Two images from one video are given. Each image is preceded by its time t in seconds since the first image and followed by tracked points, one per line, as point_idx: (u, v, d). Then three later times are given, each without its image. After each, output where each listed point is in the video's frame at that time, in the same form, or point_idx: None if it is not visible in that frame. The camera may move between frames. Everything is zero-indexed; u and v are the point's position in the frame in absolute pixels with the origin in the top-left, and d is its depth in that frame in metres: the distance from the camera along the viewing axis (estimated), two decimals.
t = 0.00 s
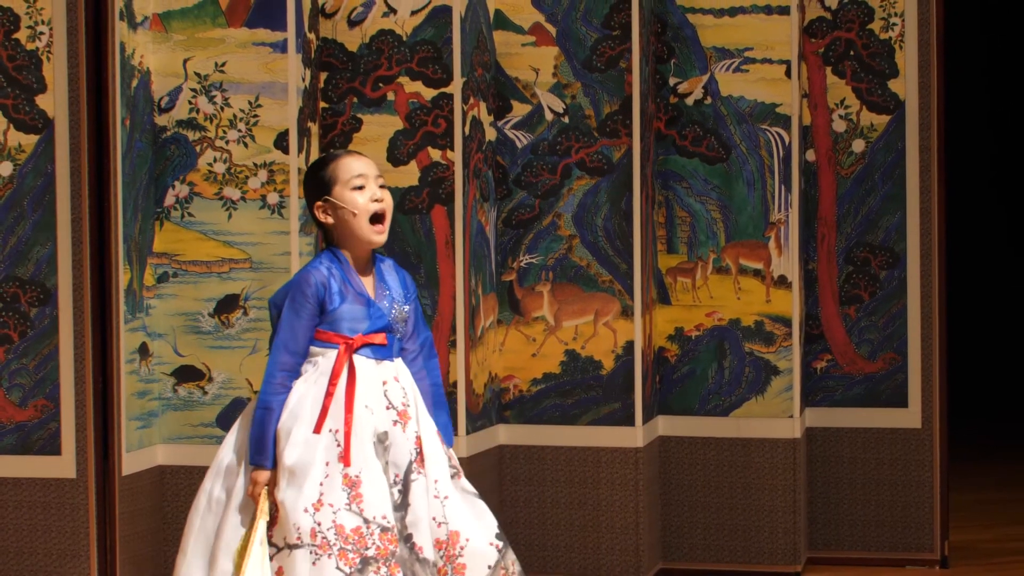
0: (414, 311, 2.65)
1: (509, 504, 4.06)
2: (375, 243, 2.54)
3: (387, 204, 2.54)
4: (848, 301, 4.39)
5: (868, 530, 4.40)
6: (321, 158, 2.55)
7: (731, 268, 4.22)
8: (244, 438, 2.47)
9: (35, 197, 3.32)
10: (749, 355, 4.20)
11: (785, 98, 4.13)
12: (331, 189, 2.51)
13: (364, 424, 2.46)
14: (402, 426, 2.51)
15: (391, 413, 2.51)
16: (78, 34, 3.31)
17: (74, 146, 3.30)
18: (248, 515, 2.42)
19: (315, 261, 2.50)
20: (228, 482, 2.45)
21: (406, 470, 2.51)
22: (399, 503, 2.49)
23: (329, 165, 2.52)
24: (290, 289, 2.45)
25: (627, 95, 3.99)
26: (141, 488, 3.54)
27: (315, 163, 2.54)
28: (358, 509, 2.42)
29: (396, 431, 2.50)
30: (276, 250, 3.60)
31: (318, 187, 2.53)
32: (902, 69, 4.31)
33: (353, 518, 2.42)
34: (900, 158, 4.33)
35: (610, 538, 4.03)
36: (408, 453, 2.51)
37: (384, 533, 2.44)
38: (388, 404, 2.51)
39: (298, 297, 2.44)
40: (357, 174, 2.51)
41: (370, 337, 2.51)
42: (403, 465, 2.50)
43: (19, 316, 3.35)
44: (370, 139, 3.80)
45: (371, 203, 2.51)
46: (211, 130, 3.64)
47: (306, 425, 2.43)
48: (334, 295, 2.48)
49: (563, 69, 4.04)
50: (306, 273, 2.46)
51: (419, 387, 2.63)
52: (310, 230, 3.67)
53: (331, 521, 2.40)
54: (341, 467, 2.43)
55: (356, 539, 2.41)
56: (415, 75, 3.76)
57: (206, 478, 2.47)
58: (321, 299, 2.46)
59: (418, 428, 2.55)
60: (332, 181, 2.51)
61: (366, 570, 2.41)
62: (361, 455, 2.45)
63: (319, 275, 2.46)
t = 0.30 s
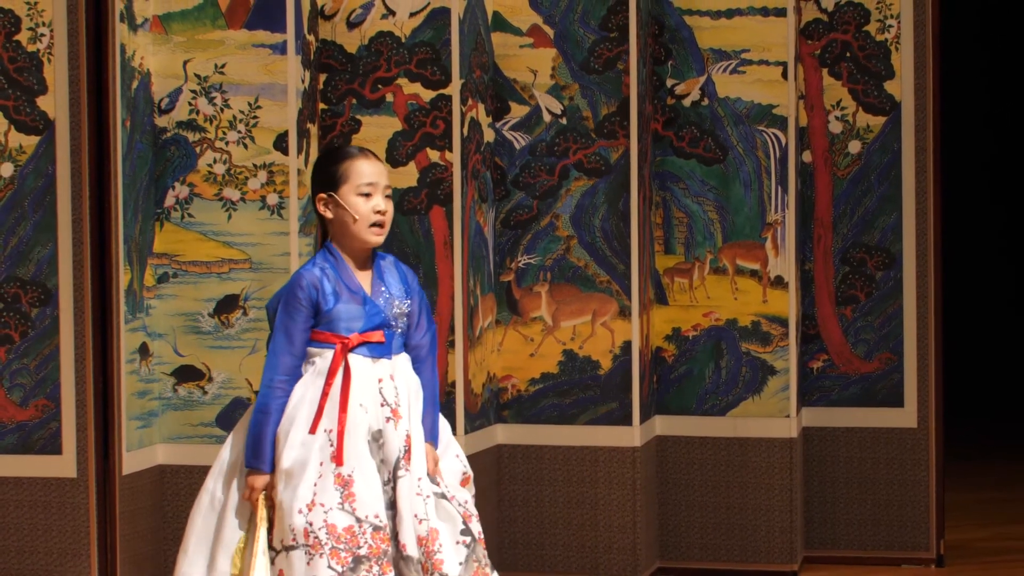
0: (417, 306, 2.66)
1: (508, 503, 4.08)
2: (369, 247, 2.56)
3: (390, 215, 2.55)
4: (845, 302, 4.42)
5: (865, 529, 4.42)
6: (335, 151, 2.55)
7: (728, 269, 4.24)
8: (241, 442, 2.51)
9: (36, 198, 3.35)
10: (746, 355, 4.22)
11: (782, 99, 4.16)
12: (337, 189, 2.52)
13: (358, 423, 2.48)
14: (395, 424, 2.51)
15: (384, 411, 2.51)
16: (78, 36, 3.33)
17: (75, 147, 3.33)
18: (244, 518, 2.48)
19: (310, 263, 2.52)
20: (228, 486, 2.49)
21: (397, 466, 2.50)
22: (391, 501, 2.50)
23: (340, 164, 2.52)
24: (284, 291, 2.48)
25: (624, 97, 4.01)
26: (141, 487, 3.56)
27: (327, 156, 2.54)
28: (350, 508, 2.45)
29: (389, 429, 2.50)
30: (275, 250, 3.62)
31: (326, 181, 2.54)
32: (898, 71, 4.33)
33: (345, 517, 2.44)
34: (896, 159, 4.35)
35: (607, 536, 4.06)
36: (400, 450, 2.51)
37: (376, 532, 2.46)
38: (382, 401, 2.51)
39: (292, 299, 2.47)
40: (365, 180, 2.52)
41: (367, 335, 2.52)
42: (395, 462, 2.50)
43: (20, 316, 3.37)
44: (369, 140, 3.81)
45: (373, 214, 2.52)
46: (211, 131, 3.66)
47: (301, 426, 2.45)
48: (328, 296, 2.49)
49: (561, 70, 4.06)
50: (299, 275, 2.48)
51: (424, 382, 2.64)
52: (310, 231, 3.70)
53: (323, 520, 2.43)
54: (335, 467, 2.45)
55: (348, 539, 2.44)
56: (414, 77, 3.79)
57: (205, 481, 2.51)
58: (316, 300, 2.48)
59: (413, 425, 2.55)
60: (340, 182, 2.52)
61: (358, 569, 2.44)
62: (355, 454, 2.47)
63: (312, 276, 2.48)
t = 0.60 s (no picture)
0: (425, 299, 2.68)
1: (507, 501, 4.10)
2: (373, 246, 2.57)
3: (390, 211, 2.56)
4: (841, 301, 4.44)
5: (861, 527, 4.44)
6: (335, 151, 2.57)
7: (725, 269, 4.27)
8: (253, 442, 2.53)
9: (37, 198, 3.37)
10: (743, 354, 4.25)
11: (779, 100, 4.19)
12: (336, 188, 2.54)
13: (365, 419, 2.49)
14: (402, 419, 2.53)
15: (391, 406, 2.52)
16: (79, 37, 3.35)
17: (75, 147, 3.35)
18: (257, 516, 2.51)
19: (313, 262, 2.55)
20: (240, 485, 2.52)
21: (405, 463, 2.52)
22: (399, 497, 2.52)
23: (338, 163, 2.54)
24: (288, 290, 2.50)
25: (622, 97, 4.03)
26: (141, 485, 3.57)
27: (327, 157, 2.57)
28: (359, 504, 2.46)
29: (396, 425, 2.52)
30: (275, 250, 3.65)
31: (326, 182, 2.56)
32: (894, 71, 4.36)
33: (354, 513, 2.46)
34: (892, 159, 4.38)
35: (605, 534, 4.08)
36: (408, 446, 2.52)
37: (385, 528, 2.48)
38: (389, 397, 2.53)
39: (296, 296, 2.49)
40: (364, 177, 2.54)
41: (371, 332, 2.54)
42: (403, 459, 2.52)
43: (21, 315, 3.39)
44: (369, 140, 3.83)
45: (371, 210, 2.53)
46: (211, 132, 3.68)
47: (310, 424, 2.47)
48: (332, 293, 2.51)
49: (559, 71, 4.08)
50: (301, 274, 2.50)
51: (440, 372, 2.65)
52: (309, 230, 3.72)
53: (333, 517, 2.45)
54: (342, 463, 2.47)
55: (358, 534, 2.46)
56: (413, 77, 3.81)
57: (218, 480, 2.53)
58: (319, 298, 2.50)
59: (421, 420, 2.56)
60: (338, 181, 2.53)
61: (368, 564, 2.46)
62: (363, 451, 2.48)
63: (315, 274, 2.51)
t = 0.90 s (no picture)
0: (432, 295, 2.68)
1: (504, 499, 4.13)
2: (374, 250, 2.59)
3: (392, 218, 2.57)
4: (837, 300, 4.47)
5: (856, 525, 4.47)
6: (339, 152, 2.58)
7: (722, 268, 4.29)
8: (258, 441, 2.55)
9: (38, 198, 3.38)
10: (739, 354, 4.28)
11: (775, 100, 4.21)
12: (339, 192, 2.55)
13: (366, 417, 2.51)
14: (406, 417, 2.54)
15: (394, 404, 2.54)
16: (80, 38, 3.37)
17: (76, 148, 3.37)
18: (247, 511, 2.52)
19: (315, 262, 2.57)
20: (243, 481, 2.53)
21: (409, 460, 2.53)
22: (402, 494, 2.53)
23: (342, 167, 2.55)
24: (290, 291, 2.53)
25: (619, 98, 4.05)
26: (141, 484, 3.60)
27: (332, 158, 2.57)
28: (361, 501, 2.49)
29: (399, 422, 2.54)
30: (275, 250, 3.66)
31: (329, 184, 2.57)
32: (890, 72, 4.38)
33: (356, 510, 2.49)
34: (887, 160, 4.40)
35: (603, 532, 4.11)
36: (412, 443, 2.54)
37: (387, 524, 2.50)
38: (392, 395, 2.54)
39: (297, 296, 2.51)
40: (367, 183, 2.54)
41: (373, 330, 2.55)
42: (406, 456, 2.53)
43: (21, 315, 3.40)
44: (367, 141, 3.86)
45: (372, 217, 2.54)
46: (211, 132, 3.70)
47: (313, 422, 2.50)
48: (334, 293, 2.53)
49: (557, 72, 4.10)
50: (303, 274, 2.53)
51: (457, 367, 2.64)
52: (309, 231, 3.74)
53: (335, 514, 2.48)
54: (344, 461, 2.49)
55: (360, 531, 2.48)
56: (412, 78, 3.83)
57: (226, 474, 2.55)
58: (321, 298, 2.52)
59: (426, 417, 2.56)
60: (341, 185, 2.54)
61: (370, 560, 2.48)
62: (364, 449, 2.50)
63: (316, 275, 2.53)
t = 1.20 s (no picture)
0: (436, 296, 2.69)
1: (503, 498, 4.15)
2: (373, 254, 2.61)
3: (393, 225, 2.59)
4: (833, 300, 4.49)
5: (852, 523, 4.49)
6: (352, 153, 2.60)
7: (719, 268, 4.32)
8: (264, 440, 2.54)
9: (38, 198, 3.40)
10: (736, 353, 4.30)
11: (772, 101, 4.23)
12: (345, 192, 2.57)
13: (365, 418, 2.53)
14: (407, 418, 2.56)
15: (395, 405, 2.56)
16: (80, 40, 3.39)
17: (77, 149, 3.39)
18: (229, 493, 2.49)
19: (317, 263, 2.59)
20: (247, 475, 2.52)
21: (410, 460, 2.55)
22: (403, 494, 2.55)
23: (352, 168, 2.57)
24: (291, 291, 2.55)
25: (617, 98, 4.08)
26: (142, 483, 3.62)
27: (344, 158, 2.59)
28: (360, 501, 2.50)
29: (400, 423, 2.56)
30: (274, 250, 3.69)
31: (338, 182, 2.59)
32: (886, 73, 4.41)
33: (355, 510, 2.50)
34: (883, 160, 4.43)
35: (600, 531, 4.13)
36: (413, 444, 2.56)
37: (385, 524, 2.51)
38: (393, 396, 2.57)
39: (297, 296, 2.53)
40: (374, 187, 2.56)
41: (372, 332, 2.58)
42: (406, 457, 2.55)
43: (23, 314, 3.42)
44: (366, 141, 3.88)
45: (374, 222, 2.57)
46: (211, 132, 3.72)
47: (312, 423, 2.52)
48: (334, 294, 2.56)
49: (555, 73, 4.12)
50: (304, 274, 2.55)
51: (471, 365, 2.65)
52: (308, 230, 3.77)
53: (334, 515, 2.48)
54: (343, 462, 2.51)
55: (358, 531, 2.49)
56: (410, 79, 3.85)
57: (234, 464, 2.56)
58: (321, 298, 2.55)
59: (427, 418, 2.58)
60: (348, 185, 2.57)
61: (369, 560, 2.49)
62: (363, 449, 2.52)
63: (316, 276, 2.55)
